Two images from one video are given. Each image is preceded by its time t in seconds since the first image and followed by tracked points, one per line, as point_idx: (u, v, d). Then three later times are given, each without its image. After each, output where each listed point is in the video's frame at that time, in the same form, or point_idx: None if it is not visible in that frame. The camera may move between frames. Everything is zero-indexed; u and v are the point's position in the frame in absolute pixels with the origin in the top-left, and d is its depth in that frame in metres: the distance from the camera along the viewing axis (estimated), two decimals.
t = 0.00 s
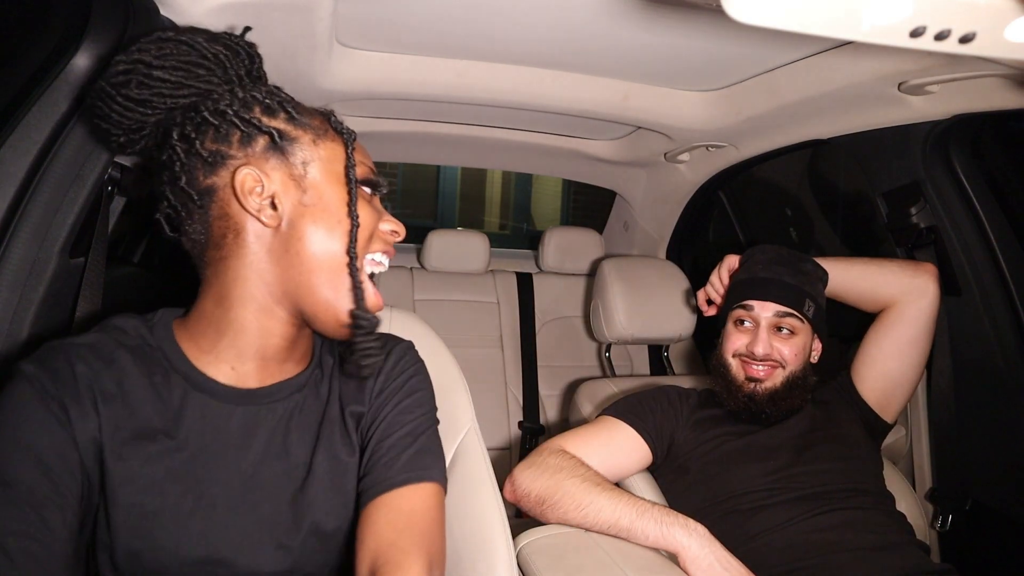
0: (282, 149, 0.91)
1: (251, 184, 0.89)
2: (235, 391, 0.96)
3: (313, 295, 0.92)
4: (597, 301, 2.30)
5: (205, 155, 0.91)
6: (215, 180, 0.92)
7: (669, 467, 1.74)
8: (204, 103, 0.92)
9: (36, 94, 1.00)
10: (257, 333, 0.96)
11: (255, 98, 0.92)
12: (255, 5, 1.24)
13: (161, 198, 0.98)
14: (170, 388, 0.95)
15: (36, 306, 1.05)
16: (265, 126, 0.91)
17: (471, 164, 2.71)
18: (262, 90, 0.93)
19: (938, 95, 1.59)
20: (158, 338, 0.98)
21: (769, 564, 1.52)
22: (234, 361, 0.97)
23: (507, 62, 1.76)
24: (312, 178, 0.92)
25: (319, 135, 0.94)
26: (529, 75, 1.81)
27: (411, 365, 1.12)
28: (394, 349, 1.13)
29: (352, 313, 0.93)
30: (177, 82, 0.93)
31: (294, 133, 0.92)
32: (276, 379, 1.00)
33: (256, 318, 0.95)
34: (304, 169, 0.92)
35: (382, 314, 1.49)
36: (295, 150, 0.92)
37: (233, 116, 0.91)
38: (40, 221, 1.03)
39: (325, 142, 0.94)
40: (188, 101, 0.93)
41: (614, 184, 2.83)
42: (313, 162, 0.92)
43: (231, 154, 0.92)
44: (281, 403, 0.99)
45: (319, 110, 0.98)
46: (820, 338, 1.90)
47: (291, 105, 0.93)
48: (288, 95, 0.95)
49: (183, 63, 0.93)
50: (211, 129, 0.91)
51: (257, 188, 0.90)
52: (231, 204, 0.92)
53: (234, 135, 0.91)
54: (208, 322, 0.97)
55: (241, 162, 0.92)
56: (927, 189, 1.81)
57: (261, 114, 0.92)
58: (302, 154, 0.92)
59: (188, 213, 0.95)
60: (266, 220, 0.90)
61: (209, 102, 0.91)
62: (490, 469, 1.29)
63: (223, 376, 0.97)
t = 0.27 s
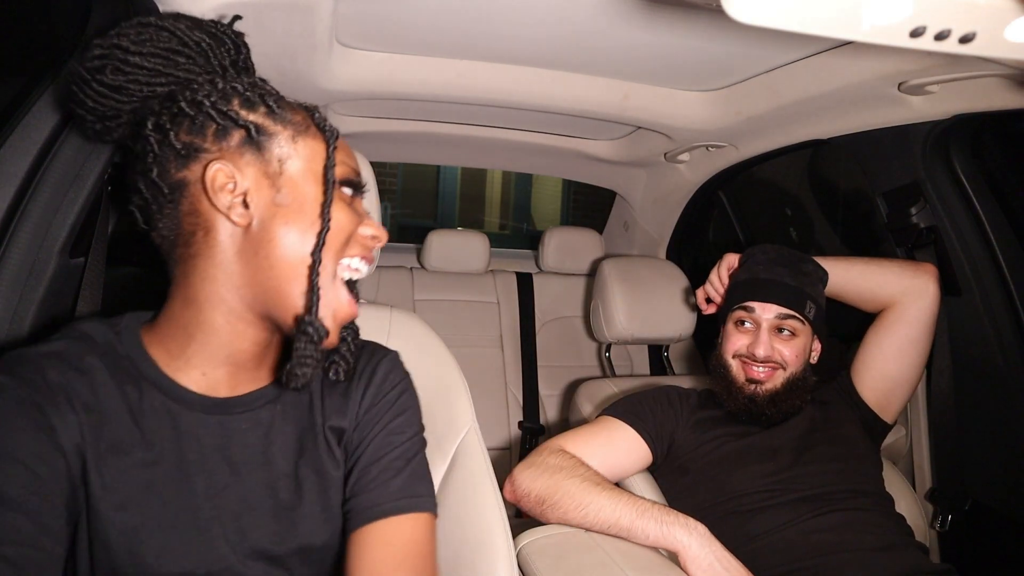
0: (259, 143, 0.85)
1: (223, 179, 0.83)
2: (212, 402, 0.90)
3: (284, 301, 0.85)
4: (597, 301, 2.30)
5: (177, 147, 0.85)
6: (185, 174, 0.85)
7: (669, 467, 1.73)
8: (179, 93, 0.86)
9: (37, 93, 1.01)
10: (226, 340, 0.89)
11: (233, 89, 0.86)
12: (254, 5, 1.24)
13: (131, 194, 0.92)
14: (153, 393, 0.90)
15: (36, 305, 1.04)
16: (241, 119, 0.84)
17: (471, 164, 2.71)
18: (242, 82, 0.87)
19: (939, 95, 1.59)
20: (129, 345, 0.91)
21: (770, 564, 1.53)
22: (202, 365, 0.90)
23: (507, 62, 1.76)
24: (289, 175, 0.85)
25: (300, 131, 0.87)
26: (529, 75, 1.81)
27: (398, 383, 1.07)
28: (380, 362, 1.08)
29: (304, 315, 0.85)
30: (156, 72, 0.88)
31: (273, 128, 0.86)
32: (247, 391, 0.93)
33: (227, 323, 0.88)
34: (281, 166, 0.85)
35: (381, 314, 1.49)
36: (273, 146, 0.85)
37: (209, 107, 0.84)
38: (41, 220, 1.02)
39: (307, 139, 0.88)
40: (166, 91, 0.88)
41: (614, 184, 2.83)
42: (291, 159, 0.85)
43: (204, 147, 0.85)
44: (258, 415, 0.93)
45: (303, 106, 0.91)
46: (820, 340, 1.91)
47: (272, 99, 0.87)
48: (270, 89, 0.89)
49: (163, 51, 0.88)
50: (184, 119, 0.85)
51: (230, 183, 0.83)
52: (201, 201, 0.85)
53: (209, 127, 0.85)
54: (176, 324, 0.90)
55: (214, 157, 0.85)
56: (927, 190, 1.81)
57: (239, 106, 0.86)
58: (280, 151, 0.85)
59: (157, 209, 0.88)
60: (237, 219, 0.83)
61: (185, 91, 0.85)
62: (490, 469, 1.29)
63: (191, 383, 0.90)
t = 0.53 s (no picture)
0: (236, 156, 0.84)
1: (200, 193, 0.82)
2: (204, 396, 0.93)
3: (267, 314, 0.86)
4: (597, 302, 2.30)
5: (151, 156, 0.83)
6: (160, 184, 0.83)
7: (669, 467, 1.74)
8: (152, 98, 0.83)
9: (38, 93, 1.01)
10: (206, 351, 0.88)
11: (208, 97, 0.85)
12: (254, 5, 1.24)
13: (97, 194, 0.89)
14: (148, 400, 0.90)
15: (36, 306, 1.05)
16: (219, 130, 0.83)
17: (471, 164, 2.71)
18: (217, 89, 0.86)
19: (939, 95, 1.59)
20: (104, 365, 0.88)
21: (770, 565, 1.53)
22: (182, 375, 0.88)
23: (506, 62, 1.76)
24: (267, 189, 0.85)
25: (277, 142, 0.88)
26: (530, 75, 1.81)
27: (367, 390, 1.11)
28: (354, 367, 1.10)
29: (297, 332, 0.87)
30: (124, 71, 0.82)
31: (250, 140, 0.86)
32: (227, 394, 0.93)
33: (206, 333, 0.87)
34: (259, 179, 0.85)
35: (382, 313, 1.49)
36: (251, 159, 0.85)
37: (185, 117, 0.83)
38: (40, 220, 1.02)
39: (284, 151, 0.88)
40: (134, 92, 0.83)
41: (614, 184, 2.83)
42: (270, 172, 0.86)
43: (179, 157, 0.83)
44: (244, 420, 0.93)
45: (277, 112, 0.91)
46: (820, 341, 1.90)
47: (248, 109, 0.87)
48: (244, 96, 0.88)
49: (129, 46, 0.82)
50: (159, 127, 0.83)
51: (207, 197, 0.82)
52: (176, 212, 0.84)
53: (185, 137, 0.83)
54: (152, 335, 0.88)
55: (190, 167, 0.84)
56: (927, 191, 1.80)
57: (215, 116, 0.85)
58: (258, 164, 0.85)
59: (127, 215, 0.86)
60: (214, 233, 0.83)
61: (159, 97, 0.82)
62: (489, 468, 1.29)
63: (171, 392, 0.88)
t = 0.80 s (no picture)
0: (218, 162, 0.83)
1: (183, 201, 0.81)
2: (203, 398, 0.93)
3: (251, 311, 0.86)
4: (597, 301, 2.30)
5: (135, 164, 0.82)
6: (144, 192, 0.83)
7: (669, 468, 1.73)
8: (132, 106, 0.81)
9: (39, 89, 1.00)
10: (199, 349, 0.88)
11: (188, 102, 0.84)
12: (254, 4, 1.24)
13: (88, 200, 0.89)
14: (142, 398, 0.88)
15: (36, 307, 1.05)
16: (199, 136, 0.82)
17: (471, 164, 2.71)
18: (196, 94, 0.85)
19: (939, 95, 1.59)
20: (104, 364, 0.88)
21: (770, 565, 1.52)
22: (178, 373, 0.89)
23: (505, 62, 1.76)
24: (249, 194, 0.84)
25: (258, 146, 0.86)
26: (530, 75, 1.81)
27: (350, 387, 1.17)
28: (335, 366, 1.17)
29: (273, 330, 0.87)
30: (102, 80, 0.80)
31: (230, 145, 0.84)
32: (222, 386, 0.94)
33: (198, 333, 0.87)
34: (242, 183, 0.84)
35: (382, 314, 1.49)
36: (232, 164, 0.84)
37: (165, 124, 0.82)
38: (40, 221, 1.02)
39: (266, 154, 0.87)
40: (114, 100, 0.82)
41: (614, 184, 2.83)
42: (251, 175, 0.84)
43: (162, 165, 0.83)
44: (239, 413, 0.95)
45: (258, 113, 0.89)
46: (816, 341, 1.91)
47: (228, 112, 0.85)
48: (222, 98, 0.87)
49: (106, 54, 0.80)
50: (141, 135, 0.82)
51: (190, 204, 0.82)
52: (163, 220, 0.83)
53: (166, 144, 0.82)
54: (145, 335, 0.88)
55: (172, 175, 0.83)
56: (927, 190, 1.81)
57: (196, 122, 0.84)
58: (239, 169, 0.84)
59: (116, 223, 0.86)
60: (199, 240, 0.83)
61: (139, 105, 0.81)
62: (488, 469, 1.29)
63: (168, 385, 0.89)
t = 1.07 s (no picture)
0: (208, 193, 0.86)
1: (174, 231, 0.84)
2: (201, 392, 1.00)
3: (239, 331, 0.91)
4: (597, 302, 2.30)
5: (130, 191, 0.85)
6: (140, 218, 0.87)
7: (671, 468, 1.74)
8: (127, 133, 0.84)
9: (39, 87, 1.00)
10: (194, 359, 0.94)
11: (181, 130, 0.86)
12: (254, 4, 1.24)
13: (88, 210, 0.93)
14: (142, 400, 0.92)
15: (36, 307, 1.05)
16: (190, 168, 0.85)
17: (471, 164, 2.71)
18: (188, 120, 0.86)
19: (939, 95, 1.59)
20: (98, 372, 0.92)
21: (768, 566, 1.52)
22: (174, 379, 0.95)
23: (505, 62, 1.76)
24: (238, 223, 0.87)
25: (249, 176, 0.89)
26: (529, 75, 1.81)
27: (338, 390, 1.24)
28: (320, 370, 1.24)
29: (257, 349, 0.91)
30: (98, 106, 0.82)
31: (222, 176, 0.87)
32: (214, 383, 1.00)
33: (192, 346, 0.93)
34: (232, 214, 0.87)
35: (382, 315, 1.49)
36: (222, 196, 0.87)
37: (159, 155, 0.84)
38: (40, 220, 1.02)
39: (255, 184, 0.89)
40: (110, 126, 0.84)
41: (614, 184, 2.83)
42: (241, 207, 0.87)
43: (155, 193, 0.86)
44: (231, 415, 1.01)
45: (251, 138, 0.91)
46: (812, 336, 1.92)
47: (220, 141, 0.87)
48: (215, 124, 0.89)
49: (102, 81, 0.81)
50: (136, 162, 0.85)
51: (181, 232, 0.85)
52: (155, 244, 0.87)
53: (159, 173, 0.85)
54: (141, 346, 0.93)
55: (164, 202, 0.86)
56: (927, 190, 1.80)
57: (188, 150, 0.86)
58: (228, 200, 0.87)
59: (114, 238, 0.90)
60: (190, 267, 0.86)
61: (134, 133, 0.84)
62: (489, 468, 1.29)
63: (164, 389, 0.95)
